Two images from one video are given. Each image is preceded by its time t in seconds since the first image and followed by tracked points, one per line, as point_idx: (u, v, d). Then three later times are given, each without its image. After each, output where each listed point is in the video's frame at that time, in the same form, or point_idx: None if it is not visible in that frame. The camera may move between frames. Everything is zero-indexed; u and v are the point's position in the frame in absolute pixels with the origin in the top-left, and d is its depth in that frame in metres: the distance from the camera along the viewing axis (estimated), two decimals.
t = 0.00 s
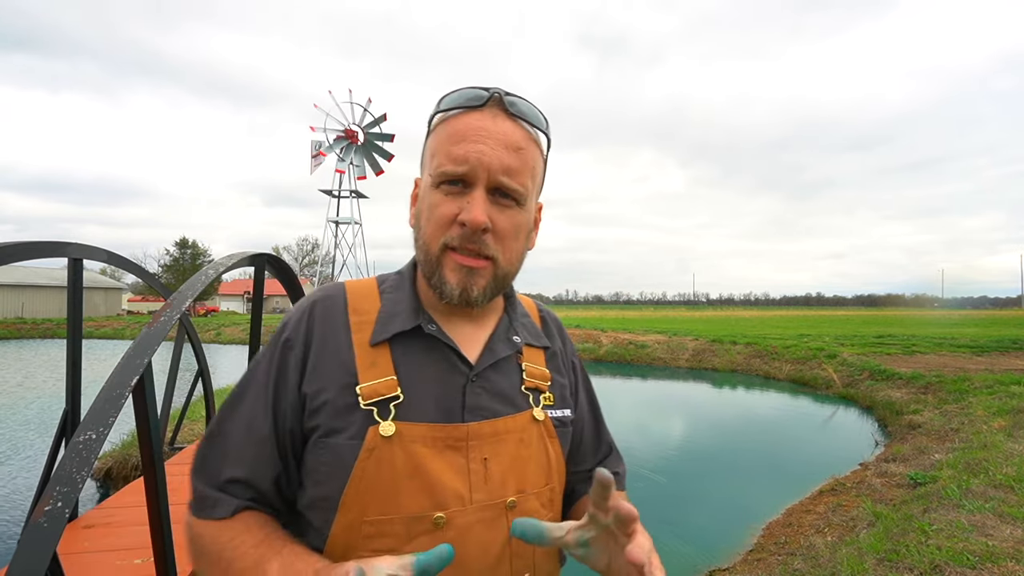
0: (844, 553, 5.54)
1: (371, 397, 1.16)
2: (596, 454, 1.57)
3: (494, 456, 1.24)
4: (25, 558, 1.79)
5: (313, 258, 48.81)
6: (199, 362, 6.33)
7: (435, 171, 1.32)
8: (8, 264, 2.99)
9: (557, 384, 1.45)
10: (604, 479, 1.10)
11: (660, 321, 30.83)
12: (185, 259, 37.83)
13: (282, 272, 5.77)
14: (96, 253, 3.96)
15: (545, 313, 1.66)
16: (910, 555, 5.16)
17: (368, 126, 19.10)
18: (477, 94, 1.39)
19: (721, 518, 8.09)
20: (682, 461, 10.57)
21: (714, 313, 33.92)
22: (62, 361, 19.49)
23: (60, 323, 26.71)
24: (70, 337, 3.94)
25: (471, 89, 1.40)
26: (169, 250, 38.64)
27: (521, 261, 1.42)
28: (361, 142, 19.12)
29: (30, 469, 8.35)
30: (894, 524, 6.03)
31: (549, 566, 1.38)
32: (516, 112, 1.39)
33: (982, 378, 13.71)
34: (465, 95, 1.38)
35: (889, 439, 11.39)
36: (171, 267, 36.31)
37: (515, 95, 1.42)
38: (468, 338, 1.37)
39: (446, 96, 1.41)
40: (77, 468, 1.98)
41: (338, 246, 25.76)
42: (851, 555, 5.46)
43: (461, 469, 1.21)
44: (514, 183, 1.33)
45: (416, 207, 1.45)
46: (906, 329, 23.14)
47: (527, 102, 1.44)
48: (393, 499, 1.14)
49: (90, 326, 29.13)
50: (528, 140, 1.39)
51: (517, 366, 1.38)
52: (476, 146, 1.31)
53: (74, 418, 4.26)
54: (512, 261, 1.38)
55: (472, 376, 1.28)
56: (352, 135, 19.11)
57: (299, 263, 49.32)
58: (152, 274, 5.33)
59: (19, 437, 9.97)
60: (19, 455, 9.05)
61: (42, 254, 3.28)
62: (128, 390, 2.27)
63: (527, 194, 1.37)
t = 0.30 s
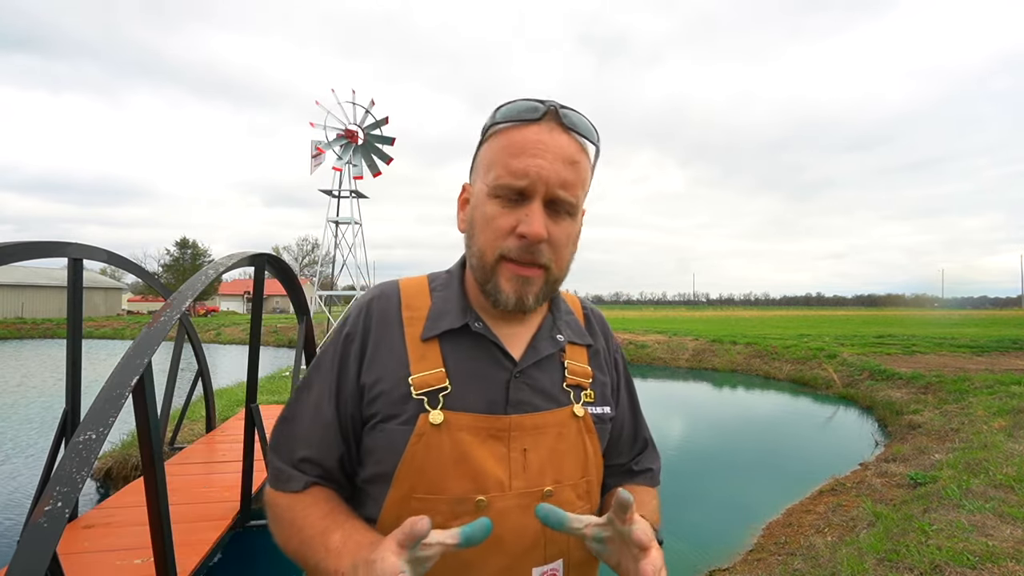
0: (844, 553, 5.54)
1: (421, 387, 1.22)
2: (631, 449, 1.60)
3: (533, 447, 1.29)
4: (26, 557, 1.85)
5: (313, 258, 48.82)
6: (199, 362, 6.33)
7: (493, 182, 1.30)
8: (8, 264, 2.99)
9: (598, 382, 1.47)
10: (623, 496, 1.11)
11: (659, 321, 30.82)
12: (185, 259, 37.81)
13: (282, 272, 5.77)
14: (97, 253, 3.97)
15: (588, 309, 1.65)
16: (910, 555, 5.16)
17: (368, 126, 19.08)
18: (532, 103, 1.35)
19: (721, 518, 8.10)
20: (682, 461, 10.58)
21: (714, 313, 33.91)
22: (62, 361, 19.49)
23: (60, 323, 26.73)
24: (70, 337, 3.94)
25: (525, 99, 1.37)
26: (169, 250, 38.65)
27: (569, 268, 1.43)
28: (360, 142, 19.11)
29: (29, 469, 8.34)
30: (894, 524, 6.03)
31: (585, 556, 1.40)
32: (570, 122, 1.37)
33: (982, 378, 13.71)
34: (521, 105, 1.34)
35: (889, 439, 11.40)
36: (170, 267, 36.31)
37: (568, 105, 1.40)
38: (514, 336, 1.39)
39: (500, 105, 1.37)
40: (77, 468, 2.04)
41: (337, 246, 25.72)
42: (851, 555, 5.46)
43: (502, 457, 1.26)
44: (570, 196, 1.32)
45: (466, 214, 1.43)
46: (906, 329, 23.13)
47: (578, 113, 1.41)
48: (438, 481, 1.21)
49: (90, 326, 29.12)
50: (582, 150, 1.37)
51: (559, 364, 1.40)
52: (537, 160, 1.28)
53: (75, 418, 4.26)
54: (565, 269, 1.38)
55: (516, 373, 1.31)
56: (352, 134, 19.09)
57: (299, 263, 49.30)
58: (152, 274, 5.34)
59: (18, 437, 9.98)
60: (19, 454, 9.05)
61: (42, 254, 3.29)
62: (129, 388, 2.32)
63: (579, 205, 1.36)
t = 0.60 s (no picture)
0: (844, 553, 5.59)
1: (418, 393, 1.28)
2: (634, 439, 1.69)
3: (535, 447, 1.35)
4: (26, 556, 1.90)
5: (313, 258, 48.88)
6: (199, 362, 6.38)
7: (500, 208, 1.31)
8: (8, 264, 3.04)
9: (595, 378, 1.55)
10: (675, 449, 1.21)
11: (659, 321, 30.87)
12: (185, 259, 37.85)
13: (282, 272, 5.83)
14: (97, 253, 4.02)
15: (582, 303, 1.71)
16: (910, 555, 5.22)
17: (368, 126, 19.13)
18: (539, 119, 1.36)
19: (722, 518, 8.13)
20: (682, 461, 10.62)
21: (715, 313, 33.97)
22: (62, 361, 19.54)
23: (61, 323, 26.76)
24: (70, 336, 3.99)
25: (530, 113, 1.36)
26: (169, 250, 38.70)
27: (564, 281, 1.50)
28: (361, 142, 19.15)
29: (30, 469, 8.39)
30: (894, 524, 6.08)
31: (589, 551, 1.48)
32: (575, 138, 1.39)
33: (982, 378, 13.75)
34: (527, 122, 1.33)
35: (889, 439, 11.43)
36: (171, 267, 36.37)
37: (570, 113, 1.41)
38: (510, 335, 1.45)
39: (504, 117, 1.34)
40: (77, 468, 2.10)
41: (338, 246, 25.75)
42: (851, 555, 5.51)
43: (505, 460, 1.32)
44: (575, 220, 1.37)
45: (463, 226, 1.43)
46: (907, 329, 23.18)
47: (578, 123, 1.42)
48: (442, 487, 1.26)
49: (90, 326, 29.13)
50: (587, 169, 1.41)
51: (558, 362, 1.48)
52: (547, 188, 1.30)
53: (75, 417, 4.31)
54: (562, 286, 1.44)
55: (514, 372, 1.38)
56: (352, 134, 19.12)
57: (299, 263, 49.34)
58: (152, 274, 5.39)
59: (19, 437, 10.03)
60: (20, 454, 9.11)
61: (42, 254, 3.34)
62: (130, 388, 2.37)
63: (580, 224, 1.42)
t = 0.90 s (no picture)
0: (844, 553, 5.55)
1: (404, 414, 1.23)
2: (622, 428, 1.69)
3: (531, 454, 1.34)
4: (25, 557, 1.85)
5: (313, 258, 48.85)
6: (199, 362, 6.35)
7: (475, 240, 1.26)
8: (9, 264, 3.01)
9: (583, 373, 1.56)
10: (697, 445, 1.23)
11: (659, 321, 30.84)
12: (185, 259, 37.83)
13: (282, 272, 5.79)
14: (97, 253, 3.99)
15: (563, 296, 1.74)
16: (910, 555, 5.18)
17: (369, 126, 19.12)
18: (514, 143, 1.30)
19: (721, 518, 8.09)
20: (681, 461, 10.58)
21: (714, 313, 33.94)
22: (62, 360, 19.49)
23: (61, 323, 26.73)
24: (71, 337, 3.95)
25: (506, 134, 1.29)
26: (169, 250, 38.69)
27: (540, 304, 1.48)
28: (361, 142, 19.11)
29: (29, 469, 8.35)
30: (894, 524, 6.05)
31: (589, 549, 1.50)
32: (552, 161, 1.34)
33: (982, 378, 13.72)
34: (503, 146, 1.28)
35: (889, 439, 11.40)
36: (171, 267, 36.35)
37: (546, 129, 1.35)
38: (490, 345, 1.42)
39: (478, 139, 1.28)
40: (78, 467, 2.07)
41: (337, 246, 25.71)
42: (851, 555, 5.48)
43: (502, 471, 1.30)
44: (553, 249, 1.34)
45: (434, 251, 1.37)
46: (907, 329, 23.15)
47: (556, 139, 1.37)
48: (437, 507, 1.22)
49: (90, 326, 29.09)
50: (565, 194, 1.37)
51: (545, 360, 1.49)
52: (525, 222, 1.26)
53: (75, 418, 4.28)
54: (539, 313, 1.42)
55: (502, 379, 1.36)
56: (352, 135, 19.09)
57: (299, 263, 49.32)
58: (153, 274, 5.36)
59: (19, 437, 10.00)
60: (20, 454, 9.07)
61: (42, 254, 3.30)
62: (131, 387, 2.35)
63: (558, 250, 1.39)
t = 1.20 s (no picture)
0: (844, 553, 5.59)
1: (442, 393, 1.30)
2: (678, 440, 1.65)
3: (566, 447, 1.35)
4: (25, 557, 1.90)
5: (313, 258, 48.87)
6: (199, 362, 6.38)
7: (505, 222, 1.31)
8: (8, 264, 3.05)
9: (629, 375, 1.53)
10: (728, 443, 1.25)
11: (659, 321, 30.87)
12: (185, 259, 37.85)
13: (282, 272, 5.83)
14: (96, 253, 4.02)
15: (613, 299, 1.70)
16: (910, 555, 5.22)
17: (369, 127, 19.14)
18: (545, 130, 1.34)
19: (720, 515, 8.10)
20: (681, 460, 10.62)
21: (715, 313, 33.98)
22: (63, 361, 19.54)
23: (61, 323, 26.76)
24: (70, 337, 3.99)
25: (536, 121, 1.35)
26: (169, 250, 38.77)
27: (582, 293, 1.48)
28: (361, 143, 19.14)
29: (30, 469, 8.38)
30: (894, 525, 6.08)
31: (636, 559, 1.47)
32: (584, 147, 1.37)
33: (982, 378, 13.75)
34: (533, 131, 1.33)
35: (889, 439, 11.43)
36: (171, 267, 36.39)
37: (578, 117, 1.38)
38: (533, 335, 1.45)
39: (509, 126, 1.35)
40: (76, 468, 2.11)
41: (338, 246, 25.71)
42: (852, 555, 5.52)
43: (535, 461, 1.32)
44: (584, 232, 1.34)
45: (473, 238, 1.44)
46: (907, 329, 23.16)
47: (591, 125, 1.40)
48: (468, 488, 1.27)
49: (91, 326, 29.13)
50: (597, 179, 1.38)
51: (587, 357, 1.47)
52: (551, 203, 1.29)
53: (75, 418, 4.31)
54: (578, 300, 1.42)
55: (539, 369, 1.38)
56: (352, 134, 19.10)
57: (299, 263, 49.34)
58: (152, 274, 5.39)
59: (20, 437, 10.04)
60: (20, 454, 9.11)
61: (42, 254, 3.34)
62: (128, 388, 2.37)
63: (594, 235, 1.39)
